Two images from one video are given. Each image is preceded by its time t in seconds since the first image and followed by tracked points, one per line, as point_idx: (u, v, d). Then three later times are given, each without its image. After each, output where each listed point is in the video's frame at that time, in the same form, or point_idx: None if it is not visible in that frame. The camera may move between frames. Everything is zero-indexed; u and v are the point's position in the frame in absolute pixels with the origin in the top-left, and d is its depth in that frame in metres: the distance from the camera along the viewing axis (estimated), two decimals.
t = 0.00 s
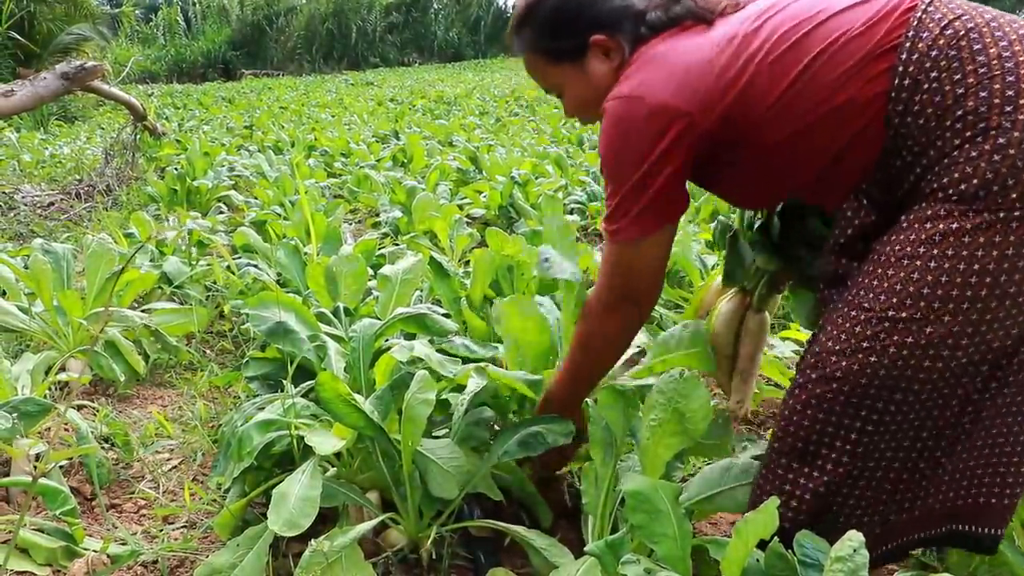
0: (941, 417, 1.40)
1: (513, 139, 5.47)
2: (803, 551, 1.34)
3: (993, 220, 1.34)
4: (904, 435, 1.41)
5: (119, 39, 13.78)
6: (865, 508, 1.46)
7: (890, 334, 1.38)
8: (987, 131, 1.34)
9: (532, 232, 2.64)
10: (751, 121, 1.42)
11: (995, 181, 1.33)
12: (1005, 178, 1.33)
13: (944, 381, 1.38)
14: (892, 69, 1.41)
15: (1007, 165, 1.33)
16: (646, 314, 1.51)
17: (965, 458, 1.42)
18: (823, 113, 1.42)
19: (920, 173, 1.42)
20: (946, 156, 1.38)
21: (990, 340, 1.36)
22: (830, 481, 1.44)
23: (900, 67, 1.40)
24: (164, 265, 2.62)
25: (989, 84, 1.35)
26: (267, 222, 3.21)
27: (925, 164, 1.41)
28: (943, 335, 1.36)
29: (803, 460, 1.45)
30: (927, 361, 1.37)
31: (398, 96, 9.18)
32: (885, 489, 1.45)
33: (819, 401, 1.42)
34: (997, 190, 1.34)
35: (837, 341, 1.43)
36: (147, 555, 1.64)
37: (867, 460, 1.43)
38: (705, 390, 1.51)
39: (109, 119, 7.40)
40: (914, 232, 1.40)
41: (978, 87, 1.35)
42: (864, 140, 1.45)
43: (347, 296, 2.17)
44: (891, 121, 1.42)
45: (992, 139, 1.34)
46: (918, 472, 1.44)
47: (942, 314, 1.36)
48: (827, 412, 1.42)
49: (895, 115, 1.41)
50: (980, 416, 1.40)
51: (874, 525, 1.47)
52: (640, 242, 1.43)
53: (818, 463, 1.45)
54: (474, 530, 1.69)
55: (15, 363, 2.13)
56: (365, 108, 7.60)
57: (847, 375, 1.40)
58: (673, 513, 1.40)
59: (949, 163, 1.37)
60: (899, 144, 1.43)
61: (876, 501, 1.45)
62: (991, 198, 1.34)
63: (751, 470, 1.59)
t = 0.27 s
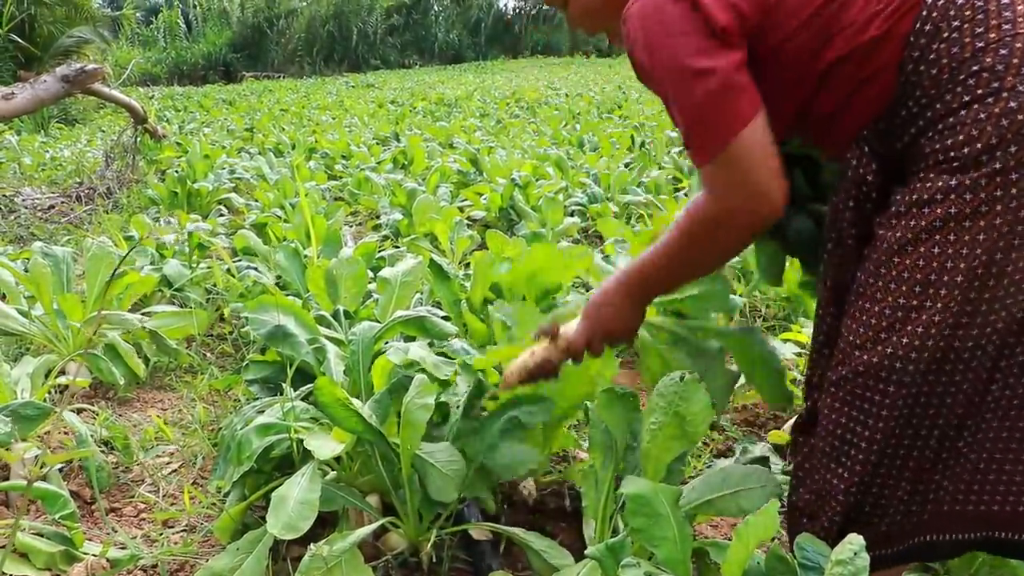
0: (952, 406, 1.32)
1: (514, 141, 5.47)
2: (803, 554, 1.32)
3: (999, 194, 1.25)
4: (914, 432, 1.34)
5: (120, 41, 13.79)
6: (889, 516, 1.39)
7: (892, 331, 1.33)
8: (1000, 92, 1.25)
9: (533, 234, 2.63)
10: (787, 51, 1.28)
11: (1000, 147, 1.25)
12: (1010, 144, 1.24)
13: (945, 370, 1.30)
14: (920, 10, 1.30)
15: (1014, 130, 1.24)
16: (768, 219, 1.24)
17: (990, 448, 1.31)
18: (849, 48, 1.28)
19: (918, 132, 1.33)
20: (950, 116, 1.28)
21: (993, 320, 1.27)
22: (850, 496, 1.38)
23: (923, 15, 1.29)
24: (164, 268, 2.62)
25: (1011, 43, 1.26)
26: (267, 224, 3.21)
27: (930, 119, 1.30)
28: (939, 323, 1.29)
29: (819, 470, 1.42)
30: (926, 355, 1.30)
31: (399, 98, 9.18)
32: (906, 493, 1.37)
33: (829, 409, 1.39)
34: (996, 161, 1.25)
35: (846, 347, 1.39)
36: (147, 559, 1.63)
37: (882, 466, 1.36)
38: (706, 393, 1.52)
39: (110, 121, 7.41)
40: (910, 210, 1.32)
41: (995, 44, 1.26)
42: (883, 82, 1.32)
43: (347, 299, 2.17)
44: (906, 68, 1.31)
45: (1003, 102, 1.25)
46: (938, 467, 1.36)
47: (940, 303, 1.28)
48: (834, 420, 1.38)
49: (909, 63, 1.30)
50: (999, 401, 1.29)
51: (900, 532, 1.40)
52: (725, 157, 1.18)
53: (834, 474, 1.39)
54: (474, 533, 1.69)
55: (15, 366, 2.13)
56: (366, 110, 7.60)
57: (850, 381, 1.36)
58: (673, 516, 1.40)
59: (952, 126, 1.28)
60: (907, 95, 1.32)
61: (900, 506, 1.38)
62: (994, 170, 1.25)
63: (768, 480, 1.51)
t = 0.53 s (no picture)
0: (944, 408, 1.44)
1: (512, 142, 5.46)
2: (800, 556, 1.33)
3: (1007, 218, 1.36)
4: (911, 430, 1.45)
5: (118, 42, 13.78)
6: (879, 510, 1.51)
7: (896, 338, 1.42)
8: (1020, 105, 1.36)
9: (530, 235, 2.63)
10: (806, 28, 1.35)
11: (1011, 166, 1.36)
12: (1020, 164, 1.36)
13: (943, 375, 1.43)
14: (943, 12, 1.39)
15: None
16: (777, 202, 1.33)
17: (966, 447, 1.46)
18: (874, 33, 1.37)
19: (931, 128, 1.42)
20: (966, 124, 1.38)
21: (983, 335, 1.41)
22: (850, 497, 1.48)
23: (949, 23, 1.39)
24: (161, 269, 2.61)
25: None
26: (264, 225, 3.20)
27: (942, 123, 1.40)
28: (947, 331, 1.40)
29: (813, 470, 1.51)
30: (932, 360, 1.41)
31: (397, 98, 9.17)
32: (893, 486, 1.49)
33: (831, 409, 1.48)
34: (1001, 180, 1.36)
35: (846, 351, 1.45)
36: (143, 561, 1.63)
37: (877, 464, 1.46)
38: (700, 400, 1.51)
39: (108, 122, 7.40)
40: (917, 214, 1.40)
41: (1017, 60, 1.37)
42: (909, 72, 1.40)
43: (343, 300, 2.16)
44: (927, 68, 1.40)
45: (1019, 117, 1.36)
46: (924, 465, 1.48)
47: (948, 313, 1.39)
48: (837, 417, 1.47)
49: (931, 63, 1.39)
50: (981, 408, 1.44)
51: (887, 532, 1.52)
52: (748, 129, 1.25)
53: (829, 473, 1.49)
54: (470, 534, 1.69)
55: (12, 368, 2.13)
56: (364, 110, 7.60)
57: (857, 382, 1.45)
58: (669, 517, 1.39)
59: (967, 136, 1.38)
60: (923, 94, 1.41)
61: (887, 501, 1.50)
62: (1001, 191, 1.36)
63: (764, 479, 1.50)
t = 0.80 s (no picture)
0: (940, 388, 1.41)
1: (510, 142, 5.46)
2: (795, 556, 1.33)
3: (1007, 195, 1.32)
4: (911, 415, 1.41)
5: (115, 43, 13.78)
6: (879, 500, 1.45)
7: (899, 325, 1.37)
8: (1014, 101, 1.31)
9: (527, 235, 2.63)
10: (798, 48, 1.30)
11: (1013, 154, 1.31)
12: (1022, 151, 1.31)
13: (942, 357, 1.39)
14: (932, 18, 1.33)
15: None
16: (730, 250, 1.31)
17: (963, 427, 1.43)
18: (866, 54, 1.32)
19: (922, 139, 1.36)
20: (961, 124, 1.33)
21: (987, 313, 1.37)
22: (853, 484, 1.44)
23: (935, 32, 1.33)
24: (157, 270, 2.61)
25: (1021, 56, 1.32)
26: (261, 226, 3.20)
27: (938, 126, 1.34)
28: (947, 312, 1.36)
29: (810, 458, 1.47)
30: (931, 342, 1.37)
31: (394, 99, 9.17)
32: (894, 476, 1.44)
33: (828, 398, 1.43)
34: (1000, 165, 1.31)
35: (845, 337, 1.41)
36: (139, 563, 1.63)
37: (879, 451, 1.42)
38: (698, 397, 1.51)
39: (105, 123, 7.40)
40: (915, 203, 1.35)
41: (1007, 58, 1.31)
42: (898, 85, 1.35)
43: (340, 301, 2.16)
44: (919, 78, 1.34)
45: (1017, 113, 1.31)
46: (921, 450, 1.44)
47: (948, 296, 1.35)
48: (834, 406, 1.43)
49: (922, 72, 1.33)
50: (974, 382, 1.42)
51: (881, 519, 1.48)
52: (712, 186, 1.22)
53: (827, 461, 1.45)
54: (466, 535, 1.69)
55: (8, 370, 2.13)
56: (361, 111, 7.60)
57: (854, 368, 1.41)
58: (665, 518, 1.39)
59: (964, 134, 1.32)
60: (916, 104, 1.35)
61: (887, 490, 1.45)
62: (1001, 172, 1.31)
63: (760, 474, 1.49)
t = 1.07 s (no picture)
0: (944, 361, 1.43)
1: (509, 143, 5.45)
2: (793, 557, 1.33)
3: (987, 165, 1.35)
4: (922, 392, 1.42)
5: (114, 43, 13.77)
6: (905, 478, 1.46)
7: (899, 305, 1.38)
8: (974, 86, 1.34)
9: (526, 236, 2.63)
10: (764, 56, 1.31)
11: (982, 130, 1.35)
12: (991, 125, 1.35)
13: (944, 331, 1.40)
14: (888, 14, 1.36)
15: (994, 114, 1.35)
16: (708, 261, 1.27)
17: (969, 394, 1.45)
18: (831, 59, 1.34)
19: (893, 131, 1.38)
20: (930, 113, 1.36)
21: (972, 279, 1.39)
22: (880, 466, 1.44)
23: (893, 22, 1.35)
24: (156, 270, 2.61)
25: (973, 42, 1.35)
26: (260, 227, 3.20)
27: (908, 116, 1.37)
28: (944, 286, 1.38)
29: (832, 447, 1.47)
30: (932, 318, 1.39)
31: (393, 100, 9.17)
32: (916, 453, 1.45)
33: (839, 389, 1.44)
34: (977, 141, 1.35)
35: (851, 326, 1.42)
36: (136, 563, 1.63)
37: (898, 430, 1.42)
38: (702, 407, 1.52)
39: (104, 123, 7.39)
40: (905, 189, 1.38)
41: (961, 47, 1.35)
42: (863, 84, 1.36)
43: (338, 301, 2.15)
44: (883, 72, 1.36)
45: (980, 95, 1.34)
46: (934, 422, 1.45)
47: (944, 271, 1.37)
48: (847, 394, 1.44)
49: (885, 67, 1.35)
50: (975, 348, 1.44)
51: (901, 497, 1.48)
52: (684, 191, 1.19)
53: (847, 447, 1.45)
54: (465, 537, 1.69)
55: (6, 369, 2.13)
56: (360, 111, 7.60)
57: (862, 355, 1.42)
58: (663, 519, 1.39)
59: (934, 121, 1.35)
60: (882, 97, 1.37)
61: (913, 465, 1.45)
62: (977, 146, 1.35)
63: (762, 484, 1.48)
